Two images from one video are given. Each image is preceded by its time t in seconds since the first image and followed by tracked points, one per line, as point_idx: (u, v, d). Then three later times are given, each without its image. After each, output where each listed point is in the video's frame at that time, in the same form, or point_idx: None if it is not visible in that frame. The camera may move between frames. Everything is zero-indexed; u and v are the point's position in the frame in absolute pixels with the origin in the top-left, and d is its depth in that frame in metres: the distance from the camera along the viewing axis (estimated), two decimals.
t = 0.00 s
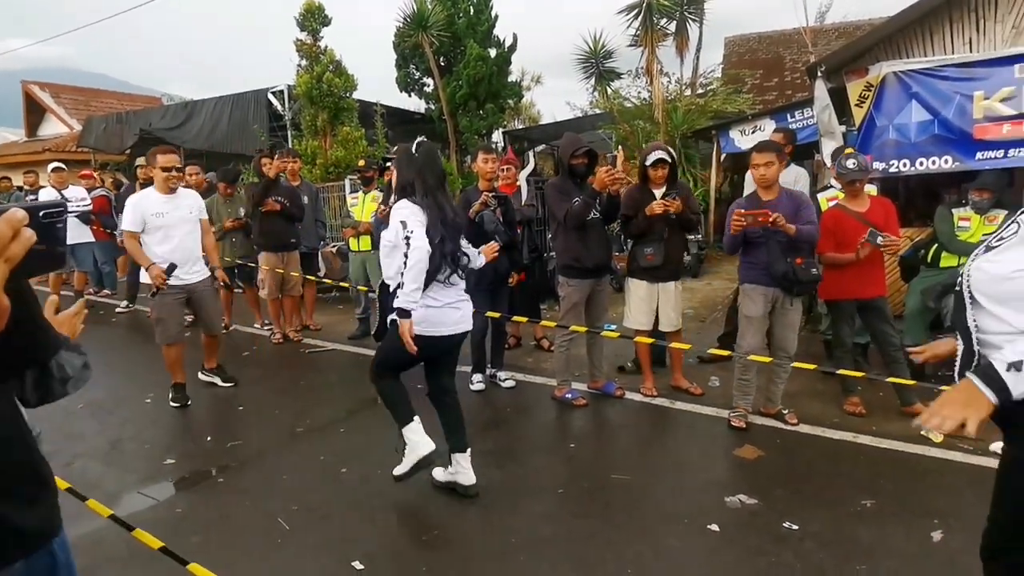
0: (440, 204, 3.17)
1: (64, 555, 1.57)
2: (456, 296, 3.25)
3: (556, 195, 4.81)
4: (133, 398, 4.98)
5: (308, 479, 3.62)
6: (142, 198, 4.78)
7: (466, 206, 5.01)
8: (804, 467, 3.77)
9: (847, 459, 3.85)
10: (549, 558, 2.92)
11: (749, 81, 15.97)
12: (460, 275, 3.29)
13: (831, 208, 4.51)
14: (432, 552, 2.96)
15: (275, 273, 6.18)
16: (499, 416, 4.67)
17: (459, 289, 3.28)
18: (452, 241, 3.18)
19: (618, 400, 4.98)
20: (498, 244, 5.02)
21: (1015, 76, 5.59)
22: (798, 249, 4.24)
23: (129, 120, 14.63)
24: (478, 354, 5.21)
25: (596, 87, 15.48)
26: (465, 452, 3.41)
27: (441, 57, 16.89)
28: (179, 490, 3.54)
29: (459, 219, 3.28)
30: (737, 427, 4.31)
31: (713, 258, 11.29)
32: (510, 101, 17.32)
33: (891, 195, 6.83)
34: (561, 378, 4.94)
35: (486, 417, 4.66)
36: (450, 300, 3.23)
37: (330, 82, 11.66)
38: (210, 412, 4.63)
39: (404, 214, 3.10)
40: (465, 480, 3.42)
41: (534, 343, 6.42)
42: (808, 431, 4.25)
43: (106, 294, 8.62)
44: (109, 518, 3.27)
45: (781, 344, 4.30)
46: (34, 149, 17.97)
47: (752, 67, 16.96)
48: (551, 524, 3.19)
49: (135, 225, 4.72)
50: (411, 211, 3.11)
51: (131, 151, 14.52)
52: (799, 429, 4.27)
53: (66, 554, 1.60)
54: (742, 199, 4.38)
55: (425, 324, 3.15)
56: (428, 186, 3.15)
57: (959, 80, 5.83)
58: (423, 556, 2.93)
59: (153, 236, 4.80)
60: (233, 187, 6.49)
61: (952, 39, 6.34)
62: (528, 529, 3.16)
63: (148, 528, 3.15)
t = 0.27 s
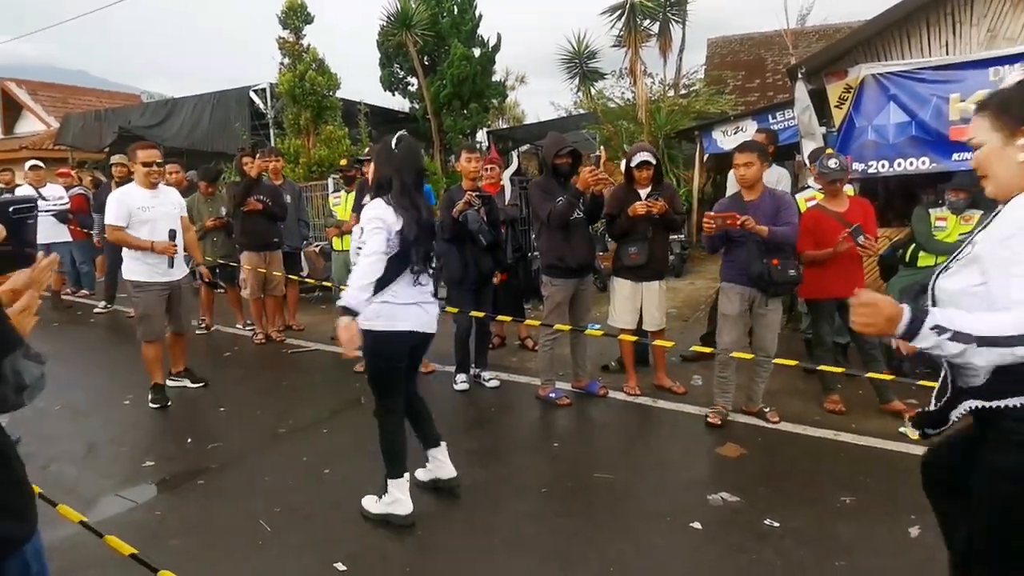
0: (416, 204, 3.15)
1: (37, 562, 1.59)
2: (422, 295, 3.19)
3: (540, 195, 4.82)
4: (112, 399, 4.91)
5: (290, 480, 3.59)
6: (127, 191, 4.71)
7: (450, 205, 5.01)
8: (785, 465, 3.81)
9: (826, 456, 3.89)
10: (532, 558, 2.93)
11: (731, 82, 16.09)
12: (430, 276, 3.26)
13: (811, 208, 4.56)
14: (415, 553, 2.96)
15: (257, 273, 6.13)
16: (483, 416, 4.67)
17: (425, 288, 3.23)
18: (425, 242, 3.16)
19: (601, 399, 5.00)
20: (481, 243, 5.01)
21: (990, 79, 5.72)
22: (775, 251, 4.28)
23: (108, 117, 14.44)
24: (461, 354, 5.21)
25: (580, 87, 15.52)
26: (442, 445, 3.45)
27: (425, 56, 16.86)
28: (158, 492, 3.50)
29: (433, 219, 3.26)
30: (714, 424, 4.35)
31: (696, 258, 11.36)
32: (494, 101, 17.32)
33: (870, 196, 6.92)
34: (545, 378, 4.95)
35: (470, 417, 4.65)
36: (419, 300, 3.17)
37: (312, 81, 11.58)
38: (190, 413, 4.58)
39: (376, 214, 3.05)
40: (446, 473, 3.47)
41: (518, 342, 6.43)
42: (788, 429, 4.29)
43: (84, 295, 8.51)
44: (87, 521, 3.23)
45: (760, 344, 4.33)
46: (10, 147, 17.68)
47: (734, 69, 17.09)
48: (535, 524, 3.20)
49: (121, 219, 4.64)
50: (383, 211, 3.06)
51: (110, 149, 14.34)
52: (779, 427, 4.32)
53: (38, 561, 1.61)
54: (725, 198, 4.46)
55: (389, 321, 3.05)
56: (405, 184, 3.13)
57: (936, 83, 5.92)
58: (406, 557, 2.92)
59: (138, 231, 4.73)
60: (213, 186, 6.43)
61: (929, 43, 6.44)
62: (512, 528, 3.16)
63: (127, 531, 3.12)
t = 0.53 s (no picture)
0: (373, 215, 3.08)
1: None
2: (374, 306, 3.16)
3: (504, 194, 4.82)
4: (64, 402, 4.77)
5: (251, 483, 3.54)
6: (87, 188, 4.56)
7: (415, 203, 4.98)
8: (746, 461, 3.87)
9: (786, 452, 3.97)
10: (497, 558, 2.92)
11: (695, 84, 16.31)
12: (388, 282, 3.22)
13: (770, 209, 4.64)
14: (379, 555, 2.93)
15: (217, 273, 6.02)
16: (449, 416, 4.66)
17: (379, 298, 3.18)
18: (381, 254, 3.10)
19: (566, 398, 5.02)
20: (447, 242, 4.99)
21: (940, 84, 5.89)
22: (732, 250, 4.32)
23: (61, 112, 14.00)
24: (427, 353, 5.18)
25: (546, 87, 15.56)
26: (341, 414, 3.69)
27: (390, 53, 16.80)
28: (113, 497, 3.41)
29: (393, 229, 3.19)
30: (674, 421, 4.40)
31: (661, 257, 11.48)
32: (461, 100, 17.26)
33: (828, 197, 7.08)
34: (511, 377, 4.95)
35: (436, 417, 4.63)
36: (371, 308, 3.14)
37: (275, 76, 11.39)
38: (147, 417, 4.47)
39: (314, 230, 3.00)
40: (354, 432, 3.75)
41: (483, 342, 6.42)
42: (748, 425, 4.37)
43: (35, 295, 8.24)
44: (37, 528, 3.13)
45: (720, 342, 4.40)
46: None
47: (698, 71, 17.33)
48: (500, 523, 3.20)
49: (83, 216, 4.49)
50: (324, 225, 3.02)
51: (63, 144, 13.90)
52: (740, 423, 4.39)
53: None
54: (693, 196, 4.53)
55: (334, 327, 3.04)
56: (362, 194, 3.05)
57: (890, 87, 6.07)
58: (370, 559, 2.89)
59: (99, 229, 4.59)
60: (171, 183, 6.29)
61: (883, 48, 6.61)
62: (478, 528, 3.16)
63: (80, 539, 3.03)
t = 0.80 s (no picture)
0: (313, 205, 3.05)
1: None
2: (319, 296, 3.13)
3: (468, 191, 4.81)
4: (13, 407, 4.61)
5: (210, 487, 3.47)
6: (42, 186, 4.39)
7: (378, 200, 4.94)
8: (707, 454, 3.94)
9: (747, 444, 4.05)
10: (463, 555, 2.92)
11: (658, 83, 16.49)
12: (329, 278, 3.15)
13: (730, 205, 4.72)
14: (343, 556, 2.90)
15: (175, 272, 5.89)
16: (414, 414, 4.64)
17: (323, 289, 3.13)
18: (322, 244, 3.06)
19: (532, 394, 5.04)
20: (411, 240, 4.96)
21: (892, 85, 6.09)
22: (694, 246, 4.38)
23: (9, 105, 13.51)
24: (392, 352, 5.15)
25: (511, 84, 15.56)
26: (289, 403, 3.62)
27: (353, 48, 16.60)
28: (66, 504, 3.31)
29: (338, 221, 3.16)
30: (638, 416, 4.47)
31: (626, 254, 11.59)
32: (425, 96, 17.15)
33: (787, 194, 7.23)
34: (477, 374, 4.95)
35: (401, 415, 4.61)
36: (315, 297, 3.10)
37: (234, 70, 11.16)
38: (102, 420, 4.35)
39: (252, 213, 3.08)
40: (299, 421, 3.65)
41: (449, 339, 6.41)
42: (710, 418, 4.45)
43: None
44: None
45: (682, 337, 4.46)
46: None
47: (661, 70, 17.52)
48: (465, 521, 3.20)
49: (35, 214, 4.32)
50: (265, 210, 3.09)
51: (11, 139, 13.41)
52: (702, 417, 4.47)
53: None
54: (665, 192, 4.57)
55: (275, 317, 3.02)
56: (307, 183, 3.05)
57: (843, 87, 6.18)
58: (334, 560, 2.86)
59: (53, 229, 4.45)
60: (124, 180, 6.12)
61: (837, 49, 6.77)
62: (443, 526, 3.15)
63: (31, 548, 2.94)
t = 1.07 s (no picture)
0: (241, 202, 3.03)
1: None
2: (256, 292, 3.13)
3: (421, 186, 4.77)
4: None
5: (152, 490, 3.36)
6: None
7: (329, 194, 4.86)
8: (659, 446, 3.99)
9: (698, 436, 4.12)
10: (416, 553, 2.90)
11: (612, 82, 16.64)
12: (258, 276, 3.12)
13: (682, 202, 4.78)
14: (293, 556, 2.85)
15: (115, 268, 5.67)
16: (366, 411, 4.58)
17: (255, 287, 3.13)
18: (246, 240, 3.04)
19: (486, 390, 5.04)
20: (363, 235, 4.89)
21: (833, 87, 6.24)
22: (648, 243, 4.44)
23: None
24: (344, 349, 5.07)
25: (466, 80, 15.50)
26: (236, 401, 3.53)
27: (305, 40, 16.27)
28: None
29: (271, 216, 3.10)
30: (591, 410, 4.50)
31: (580, 251, 11.66)
32: (379, 91, 16.93)
33: (735, 193, 7.40)
34: (431, 371, 4.92)
35: (353, 413, 4.55)
36: (246, 296, 3.12)
37: (178, 59, 10.80)
38: (37, 423, 4.17)
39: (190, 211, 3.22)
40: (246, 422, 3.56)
41: (402, 336, 6.35)
42: (662, 411, 4.51)
43: None
44: None
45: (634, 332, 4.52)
46: None
47: (615, 68, 17.69)
48: (419, 518, 3.17)
49: None
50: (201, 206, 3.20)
51: None
52: (654, 410, 4.53)
53: None
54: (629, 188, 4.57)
55: (220, 311, 3.13)
56: (237, 181, 3.03)
57: (789, 89, 6.37)
58: (284, 562, 2.81)
59: None
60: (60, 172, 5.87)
61: (782, 52, 6.97)
62: (396, 523, 3.13)
63: None
